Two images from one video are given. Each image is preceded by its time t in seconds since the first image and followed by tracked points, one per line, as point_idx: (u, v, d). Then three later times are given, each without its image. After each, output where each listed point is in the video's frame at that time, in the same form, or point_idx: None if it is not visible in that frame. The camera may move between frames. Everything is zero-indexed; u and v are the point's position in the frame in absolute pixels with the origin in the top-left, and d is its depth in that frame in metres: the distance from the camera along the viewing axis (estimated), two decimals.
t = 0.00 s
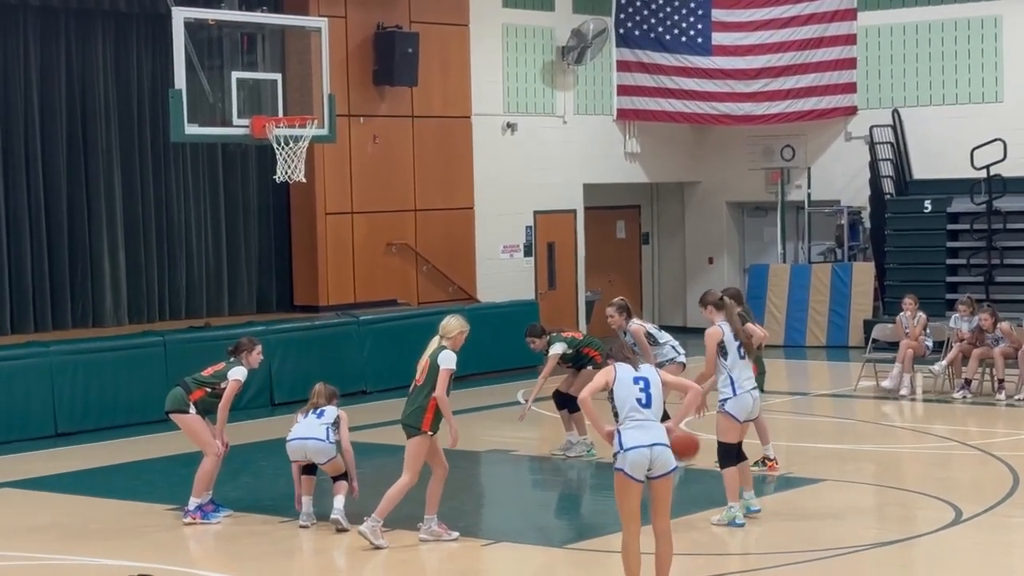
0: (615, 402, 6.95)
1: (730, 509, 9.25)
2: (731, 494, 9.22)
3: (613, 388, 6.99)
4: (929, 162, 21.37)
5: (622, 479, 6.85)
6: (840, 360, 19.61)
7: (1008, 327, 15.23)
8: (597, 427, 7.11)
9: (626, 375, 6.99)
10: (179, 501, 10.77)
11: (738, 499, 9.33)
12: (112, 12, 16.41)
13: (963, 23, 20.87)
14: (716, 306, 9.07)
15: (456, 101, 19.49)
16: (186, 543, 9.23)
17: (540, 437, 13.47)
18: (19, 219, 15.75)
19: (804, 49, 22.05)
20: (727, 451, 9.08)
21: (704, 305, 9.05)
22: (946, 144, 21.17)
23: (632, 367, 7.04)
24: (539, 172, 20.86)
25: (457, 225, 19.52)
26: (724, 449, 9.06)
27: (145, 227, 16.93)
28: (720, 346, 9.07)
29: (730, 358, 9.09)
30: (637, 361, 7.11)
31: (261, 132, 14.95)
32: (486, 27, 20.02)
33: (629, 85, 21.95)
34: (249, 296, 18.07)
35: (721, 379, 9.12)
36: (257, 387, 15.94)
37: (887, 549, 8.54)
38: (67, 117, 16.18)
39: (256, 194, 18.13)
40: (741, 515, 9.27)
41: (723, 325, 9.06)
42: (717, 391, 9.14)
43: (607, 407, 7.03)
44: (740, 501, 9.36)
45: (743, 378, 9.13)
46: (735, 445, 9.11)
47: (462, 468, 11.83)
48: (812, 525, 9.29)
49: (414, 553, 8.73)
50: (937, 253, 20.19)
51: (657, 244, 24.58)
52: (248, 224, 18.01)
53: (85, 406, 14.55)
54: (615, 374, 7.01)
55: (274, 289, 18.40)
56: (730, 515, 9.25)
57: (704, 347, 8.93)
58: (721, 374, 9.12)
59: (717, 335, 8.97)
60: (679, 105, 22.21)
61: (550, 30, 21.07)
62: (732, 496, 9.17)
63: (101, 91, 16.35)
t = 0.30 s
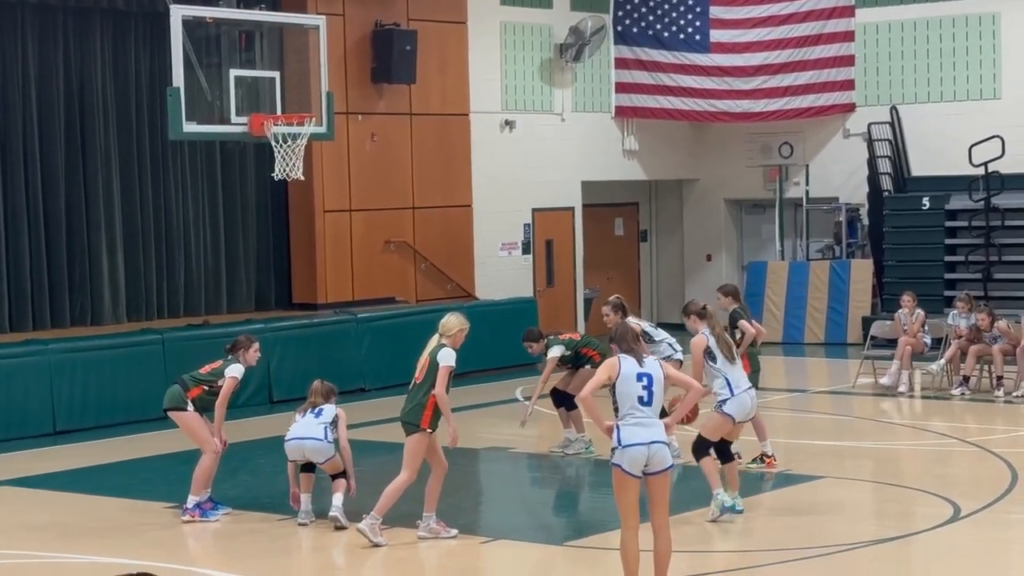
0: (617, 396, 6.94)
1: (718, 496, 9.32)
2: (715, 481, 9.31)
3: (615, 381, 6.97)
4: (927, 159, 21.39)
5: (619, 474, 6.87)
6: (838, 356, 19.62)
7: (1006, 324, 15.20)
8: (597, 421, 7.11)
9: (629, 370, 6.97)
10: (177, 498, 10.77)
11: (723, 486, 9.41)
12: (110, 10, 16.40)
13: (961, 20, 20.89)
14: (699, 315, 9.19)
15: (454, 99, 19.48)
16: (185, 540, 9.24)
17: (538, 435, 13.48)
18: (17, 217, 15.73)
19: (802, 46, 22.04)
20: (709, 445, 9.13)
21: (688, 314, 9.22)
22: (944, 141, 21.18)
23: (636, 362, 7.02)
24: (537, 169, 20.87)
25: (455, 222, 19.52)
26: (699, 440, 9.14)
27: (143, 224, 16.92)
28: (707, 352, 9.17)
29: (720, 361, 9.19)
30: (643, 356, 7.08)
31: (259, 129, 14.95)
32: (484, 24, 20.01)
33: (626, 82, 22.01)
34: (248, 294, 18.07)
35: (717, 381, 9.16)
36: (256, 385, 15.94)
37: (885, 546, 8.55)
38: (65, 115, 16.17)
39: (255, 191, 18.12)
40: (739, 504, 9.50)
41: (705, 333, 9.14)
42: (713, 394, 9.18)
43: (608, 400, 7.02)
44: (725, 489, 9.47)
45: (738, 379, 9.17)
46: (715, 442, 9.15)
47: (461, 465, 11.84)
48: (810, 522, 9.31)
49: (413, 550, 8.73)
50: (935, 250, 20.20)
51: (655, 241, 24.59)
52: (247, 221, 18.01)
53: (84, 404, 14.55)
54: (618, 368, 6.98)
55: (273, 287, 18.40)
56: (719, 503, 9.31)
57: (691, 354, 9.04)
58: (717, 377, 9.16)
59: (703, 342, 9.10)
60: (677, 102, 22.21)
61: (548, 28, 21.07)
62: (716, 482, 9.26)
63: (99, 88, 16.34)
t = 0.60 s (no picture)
0: (616, 392, 6.93)
1: (687, 501, 9.26)
2: (686, 486, 9.28)
3: (614, 377, 6.95)
4: (925, 155, 21.38)
5: (615, 469, 6.90)
6: (837, 352, 19.62)
7: (1003, 321, 15.25)
8: (594, 414, 7.12)
9: (629, 367, 6.94)
10: (176, 495, 10.78)
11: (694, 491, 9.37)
12: (108, 7, 16.39)
13: (959, 16, 20.86)
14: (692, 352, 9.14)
15: (453, 95, 19.48)
16: (184, 537, 9.24)
17: (537, 431, 13.48)
18: (15, 213, 15.73)
19: (800, 42, 22.00)
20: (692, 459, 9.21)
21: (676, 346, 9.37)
22: (943, 137, 21.17)
23: (637, 360, 6.98)
24: (536, 166, 20.86)
25: (453, 219, 19.52)
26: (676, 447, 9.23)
27: (141, 220, 16.91)
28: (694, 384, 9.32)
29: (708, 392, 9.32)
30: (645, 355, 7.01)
31: (257, 126, 14.97)
32: (482, 21, 20.01)
33: (625, 79, 21.98)
34: (246, 290, 18.06)
35: (709, 409, 9.28)
36: (254, 381, 15.95)
37: (883, 542, 8.55)
38: (63, 112, 16.16)
39: (253, 188, 18.11)
40: (734, 496, 9.67)
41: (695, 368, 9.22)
42: (705, 420, 9.25)
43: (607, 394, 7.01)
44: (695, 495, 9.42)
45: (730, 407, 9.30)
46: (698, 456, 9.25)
47: (459, 462, 11.85)
48: (809, 517, 9.31)
49: (412, 547, 8.74)
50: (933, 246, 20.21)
51: (654, 237, 24.59)
52: (245, 218, 18.00)
53: (82, 401, 14.55)
54: (618, 365, 6.95)
55: (271, 284, 18.39)
56: (688, 508, 9.25)
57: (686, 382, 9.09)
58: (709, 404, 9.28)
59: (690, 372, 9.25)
60: (676, 98, 22.19)
61: (546, 24, 21.07)
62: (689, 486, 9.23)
63: (97, 83, 16.33)
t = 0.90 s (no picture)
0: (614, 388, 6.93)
1: (684, 497, 9.26)
2: (680, 484, 9.29)
3: (614, 372, 6.95)
4: (922, 151, 21.38)
5: (612, 465, 6.90)
6: (834, 348, 19.65)
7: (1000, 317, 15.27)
8: (591, 411, 7.12)
9: (627, 363, 6.95)
10: (173, 492, 10.77)
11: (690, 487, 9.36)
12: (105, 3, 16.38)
13: (956, 12, 20.85)
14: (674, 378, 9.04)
15: (450, 92, 19.48)
16: (181, 534, 9.23)
17: (535, 427, 13.48)
18: (13, 211, 15.73)
19: (797, 38, 21.98)
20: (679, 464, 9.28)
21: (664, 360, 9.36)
22: (941, 132, 21.16)
23: (635, 356, 6.98)
24: (533, 162, 20.87)
25: (451, 215, 19.51)
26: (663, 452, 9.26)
27: (138, 216, 16.91)
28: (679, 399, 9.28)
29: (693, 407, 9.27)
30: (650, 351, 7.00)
31: (254, 123, 14.97)
32: (480, 18, 20.02)
33: (622, 75, 22.04)
34: (244, 287, 18.06)
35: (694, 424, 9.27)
36: (251, 378, 15.94)
37: (881, 538, 8.55)
38: (60, 109, 16.16)
39: (250, 185, 18.11)
40: (730, 492, 9.67)
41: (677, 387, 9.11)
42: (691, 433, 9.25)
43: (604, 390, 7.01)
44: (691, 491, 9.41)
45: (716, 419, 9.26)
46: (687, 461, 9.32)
47: (457, 458, 11.84)
48: (806, 514, 9.31)
49: (409, 543, 8.73)
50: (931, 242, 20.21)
51: (651, 234, 24.59)
52: (242, 215, 18.00)
53: (80, 398, 14.54)
54: (616, 361, 6.96)
55: (269, 281, 18.40)
56: (685, 504, 9.25)
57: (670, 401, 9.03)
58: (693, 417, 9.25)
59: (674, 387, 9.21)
60: (673, 95, 22.21)
61: (544, 21, 21.07)
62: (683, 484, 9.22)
63: (93, 79, 16.31)
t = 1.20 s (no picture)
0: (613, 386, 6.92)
1: (683, 496, 9.24)
2: (680, 481, 9.26)
3: (614, 372, 6.94)
4: (921, 149, 21.37)
5: (612, 463, 6.89)
6: (833, 346, 19.63)
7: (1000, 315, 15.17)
8: (590, 409, 7.12)
9: (628, 361, 6.94)
10: (172, 490, 10.77)
11: (689, 486, 9.35)
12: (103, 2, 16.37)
13: (954, 10, 20.85)
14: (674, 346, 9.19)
15: (449, 90, 19.47)
16: (180, 532, 9.23)
17: (534, 426, 13.47)
18: (12, 210, 15.71)
19: (796, 36, 22.00)
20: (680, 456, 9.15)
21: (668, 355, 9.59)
22: (939, 130, 21.16)
23: (636, 354, 6.98)
24: (532, 160, 20.86)
25: (450, 213, 19.50)
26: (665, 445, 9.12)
27: (137, 214, 16.89)
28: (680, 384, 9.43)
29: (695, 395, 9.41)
30: (651, 350, 7.00)
31: (252, 121, 14.95)
32: (480, 16, 20.03)
33: (621, 73, 22.03)
34: (242, 285, 18.04)
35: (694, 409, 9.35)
36: (250, 377, 15.94)
37: (880, 536, 8.55)
38: (59, 107, 16.14)
39: (249, 184, 18.09)
40: (729, 490, 9.66)
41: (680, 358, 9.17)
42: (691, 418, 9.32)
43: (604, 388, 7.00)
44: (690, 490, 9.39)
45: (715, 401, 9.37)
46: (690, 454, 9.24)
47: (456, 457, 11.83)
48: (805, 512, 9.31)
49: (408, 542, 8.73)
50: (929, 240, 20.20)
51: (650, 232, 24.58)
52: (241, 213, 17.99)
53: (78, 396, 14.53)
54: (616, 358, 6.96)
55: (268, 280, 18.38)
56: (684, 503, 9.23)
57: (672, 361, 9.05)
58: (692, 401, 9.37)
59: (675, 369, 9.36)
60: (671, 93, 22.21)
61: (543, 19, 21.05)
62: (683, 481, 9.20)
63: (92, 77, 16.30)
